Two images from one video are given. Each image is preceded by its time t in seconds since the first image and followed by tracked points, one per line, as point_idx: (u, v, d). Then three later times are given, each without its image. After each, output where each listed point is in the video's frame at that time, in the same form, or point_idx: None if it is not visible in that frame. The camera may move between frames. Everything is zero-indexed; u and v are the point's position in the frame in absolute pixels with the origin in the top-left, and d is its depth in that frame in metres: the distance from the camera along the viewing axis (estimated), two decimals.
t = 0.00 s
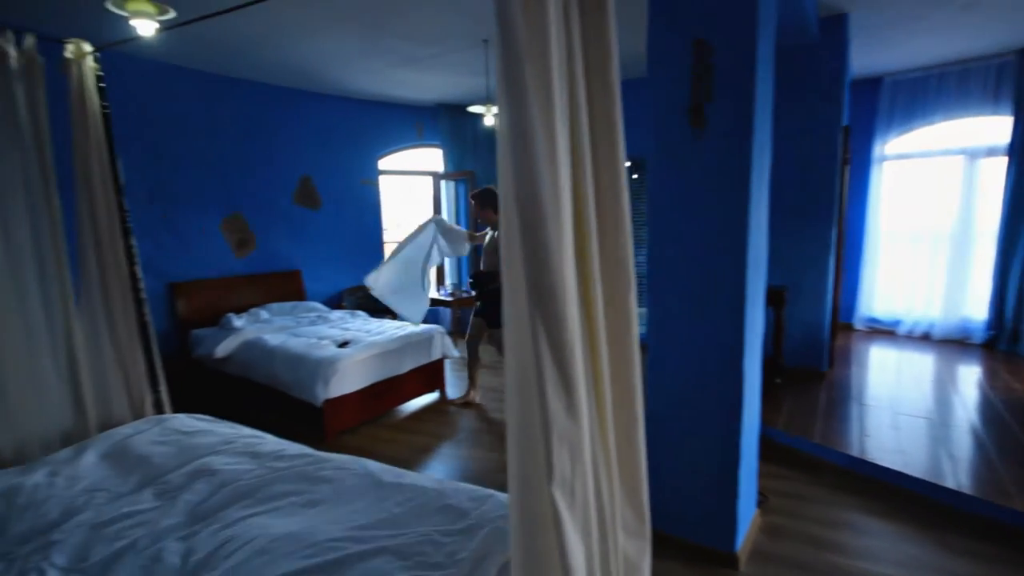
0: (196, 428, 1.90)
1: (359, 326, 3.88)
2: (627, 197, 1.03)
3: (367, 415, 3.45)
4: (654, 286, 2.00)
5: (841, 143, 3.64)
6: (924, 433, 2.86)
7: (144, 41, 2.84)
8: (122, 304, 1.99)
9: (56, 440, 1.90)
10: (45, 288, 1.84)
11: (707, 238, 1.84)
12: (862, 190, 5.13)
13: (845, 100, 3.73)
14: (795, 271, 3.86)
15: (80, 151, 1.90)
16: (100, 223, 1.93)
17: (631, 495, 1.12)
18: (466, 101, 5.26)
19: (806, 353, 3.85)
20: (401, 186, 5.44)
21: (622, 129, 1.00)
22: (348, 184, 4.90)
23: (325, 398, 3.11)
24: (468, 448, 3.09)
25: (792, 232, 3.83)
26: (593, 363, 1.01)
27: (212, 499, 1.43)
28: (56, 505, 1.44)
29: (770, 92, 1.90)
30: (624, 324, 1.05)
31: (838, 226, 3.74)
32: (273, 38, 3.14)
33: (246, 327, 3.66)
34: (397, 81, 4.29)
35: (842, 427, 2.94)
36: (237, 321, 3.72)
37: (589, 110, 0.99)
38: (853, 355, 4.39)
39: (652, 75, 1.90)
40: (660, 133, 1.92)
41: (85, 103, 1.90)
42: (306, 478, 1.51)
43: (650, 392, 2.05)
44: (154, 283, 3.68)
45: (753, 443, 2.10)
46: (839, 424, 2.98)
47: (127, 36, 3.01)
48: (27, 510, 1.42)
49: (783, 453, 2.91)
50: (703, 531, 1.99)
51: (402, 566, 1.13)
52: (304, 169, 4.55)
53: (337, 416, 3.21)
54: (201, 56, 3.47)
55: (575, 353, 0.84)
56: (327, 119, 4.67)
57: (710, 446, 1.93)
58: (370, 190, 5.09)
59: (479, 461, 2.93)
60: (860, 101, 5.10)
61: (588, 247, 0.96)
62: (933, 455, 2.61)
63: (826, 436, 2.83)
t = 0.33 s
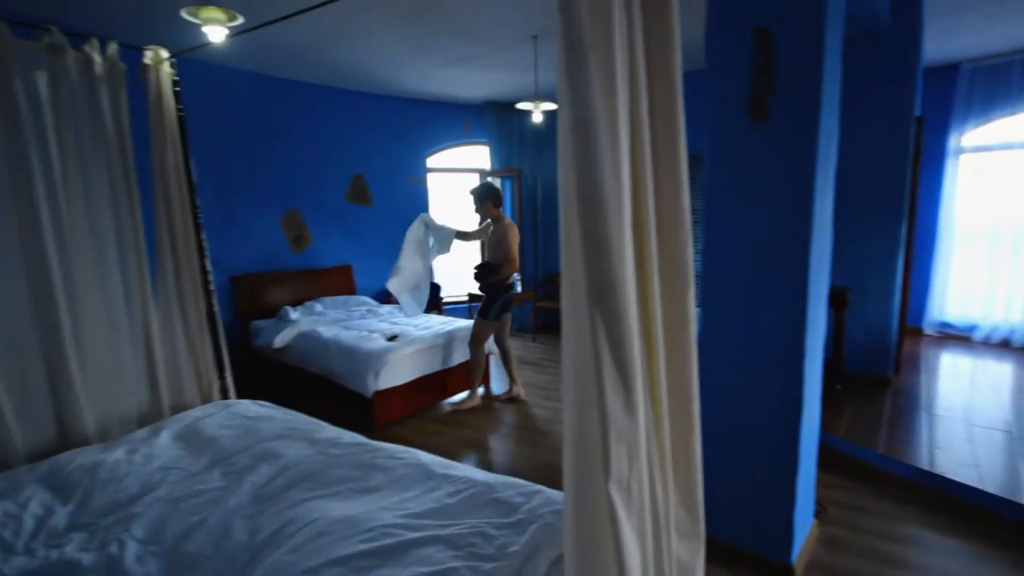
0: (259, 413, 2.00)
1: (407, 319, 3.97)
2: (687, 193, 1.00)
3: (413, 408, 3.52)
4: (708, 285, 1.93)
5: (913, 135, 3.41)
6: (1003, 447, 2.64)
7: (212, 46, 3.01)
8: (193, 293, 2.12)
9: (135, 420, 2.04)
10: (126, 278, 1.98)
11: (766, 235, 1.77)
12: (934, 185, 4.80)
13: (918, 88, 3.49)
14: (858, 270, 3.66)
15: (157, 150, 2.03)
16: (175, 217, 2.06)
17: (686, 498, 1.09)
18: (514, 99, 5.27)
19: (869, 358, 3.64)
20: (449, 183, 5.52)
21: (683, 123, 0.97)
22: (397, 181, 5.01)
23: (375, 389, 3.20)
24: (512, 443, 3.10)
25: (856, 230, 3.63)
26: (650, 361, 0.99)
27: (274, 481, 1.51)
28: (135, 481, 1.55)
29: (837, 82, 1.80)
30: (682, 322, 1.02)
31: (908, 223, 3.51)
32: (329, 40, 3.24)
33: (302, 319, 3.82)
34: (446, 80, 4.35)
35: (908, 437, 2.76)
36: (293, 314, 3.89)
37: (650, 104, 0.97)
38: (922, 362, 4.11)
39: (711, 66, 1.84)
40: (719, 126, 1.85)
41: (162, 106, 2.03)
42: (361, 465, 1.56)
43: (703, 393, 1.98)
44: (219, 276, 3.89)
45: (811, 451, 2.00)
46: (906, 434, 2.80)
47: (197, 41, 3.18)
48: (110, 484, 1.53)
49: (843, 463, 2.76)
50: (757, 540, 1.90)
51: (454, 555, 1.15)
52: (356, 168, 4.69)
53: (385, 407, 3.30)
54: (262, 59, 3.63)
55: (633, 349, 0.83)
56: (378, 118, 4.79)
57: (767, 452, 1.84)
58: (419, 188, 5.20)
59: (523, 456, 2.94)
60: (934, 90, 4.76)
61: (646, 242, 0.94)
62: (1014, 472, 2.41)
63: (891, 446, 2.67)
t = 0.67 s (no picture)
0: (308, 402, 2.07)
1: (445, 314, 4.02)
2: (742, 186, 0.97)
3: (452, 401, 3.57)
4: (756, 282, 1.88)
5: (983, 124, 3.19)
6: None
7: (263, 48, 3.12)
8: (247, 286, 2.22)
9: (194, 406, 2.15)
10: (188, 272, 2.10)
11: (820, 231, 1.70)
12: (1004, 176, 4.48)
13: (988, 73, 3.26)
14: (917, 267, 3.48)
15: (215, 150, 2.13)
16: (230, 214, 2.15)
17: (735, 498, 1.06)
18: (553, 93, 5.23)
19: (929, 361, 3.45)
20: (487, 179, 5.55)
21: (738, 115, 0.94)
22: (437, 178, 5.08)
23: (416, 381, 3.26)
24: (549, 438, 3.11)
25: (916, 225, 3.44)
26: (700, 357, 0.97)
27: (324, 467, 1.57)
28: (195, 463, 1.64)
29: (900, 69, 1.71)
30: (734, 317, 1.00)
31: (974, 218, 3.30)
32: (373, 39, 3.30)
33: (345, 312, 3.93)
34: (486, 76, 4.37)
35: (972, 445, 2.60)
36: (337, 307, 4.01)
37: (703, 96, 0.95)
38: (988, 366, 3.86)
39: (762, 56, 1.78)
40: (770, 118, 1.79)
41: (220, 107, 2.13)
42: (406, 455, 1.60)
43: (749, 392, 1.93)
44: (269, 270, 4.05)
45: (864, 455, 1.91)
46: (970, 442, 2.64)
47: (249, 45, 3.30)
48: (173, 465, 1.63)
49: (898, 470, 2.63)
50: (807, 546, 1.84)
51: (499, 546, 1.17)
52: (398, 165, 4.78)
53: (425, 400, 3.36)
54: (309, 60, 3.73)
55: (685, 345, 0.82)
56: (418, 115, 4.86)
57: (818, 454, 1.78)
58: (458, 184, 5.24)
59: (560, 452, 2.93)
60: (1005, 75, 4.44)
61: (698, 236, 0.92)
62: None
63: (952, 453, 2.52)
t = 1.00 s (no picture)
0: (346, 395, 2.13)
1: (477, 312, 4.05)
2: (790, 187, 0.95)
3: (484, 398, 3.59)
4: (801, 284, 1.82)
5: None
6: None
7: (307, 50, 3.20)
8: (290, 282, 2.29)
9: (239, 396, 2.24)
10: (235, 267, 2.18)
11: (869, 232, 1.64)
12: None
13: None
14: (971, 271, 3.31)
15: (262, 149, 2.21)
16: (276, 212, 2.23)
17: (778, 505, 1.04)
18: (587, 92, 5.20)
19: (983, 371, 3.28)
20: (520, 178, 5.56)
21: (787, 113, 0.92)
22: (471, 177, 5.12)
23: (448, 378, 3.30)
24: (580, 438, 3.10)
25: (970, 228, 3.28)
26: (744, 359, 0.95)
27: (363, 459, 1.60)
28: (242, 450, 1.71)
29: (960, 63, 1.63)
30: (782, 320, 0.97)
31: None
32: (411, 41, 3.36)
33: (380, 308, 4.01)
34: (521, 75, 4.37)
35: None
36: (372, 303, 4.09)
37: (752, 93, 0.93)
38: None
39: (811, 51, 1.72)
40: (818, 115, 1.73)
41: (267, 109, 2.20)
42: (441, 450, 1.62)
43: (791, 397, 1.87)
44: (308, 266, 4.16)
45: (913, 466, 1.83)
46: None
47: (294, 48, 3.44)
48: (221, 452, 1.70)
49: (947, 483, 2.51)
50: (851, 558, 1.77)
51: (535, 543, 1.17)
52: (433, 164, 4.84)
53: (457, 398, 3.39)
54: (349, 62, 3.81)
55: (730, 347, 0.81)
56: (453, 115, 4.91)
57: (864, 464, 1.72)
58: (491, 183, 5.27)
59: (591, 452, 2.92)
60: None
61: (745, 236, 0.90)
62: None
63: (1008, 468, 2.39)
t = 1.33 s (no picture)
0: (376, 393, 2.16)
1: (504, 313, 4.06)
2: (833, 188, 0.93)
3: (509, 399, 3.60)
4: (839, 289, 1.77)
5: None
6: None
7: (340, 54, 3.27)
8: (323, 281, 2.35)
9: (273, 392, 2.30)
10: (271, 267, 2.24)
11: (913, 236, 1.59)
12: None
13: None
14: (1020, 277, 3.16)
15: (298, 152, 2.27)
16: (311, 214, 2.29)
17: (815, 514, 1.01)
18: (616, 93, 5.17)
19: None
20: (547, 180, 5.56)
21: (831, 115, 0.91)
22: (499, 178, 5.14)
23: (475, 378, 3.32)
24: (606, 441, 3.07)
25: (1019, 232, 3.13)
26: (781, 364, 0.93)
27: (393, 457, 1.63)
28: (276, 445, 1.76)
29: (1013, 60, 1.56)
30: (821, 325, 0.95)
31: None
32: (442, 44, 3.39)
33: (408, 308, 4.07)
34: (550, 76, 4.37)
35: None
36: (400, 303, 4.15)
37: (794, 94, 0.91)
38: None
39: (852, 50, 1.67)
40: (859, 116, 1.68)
41: (304, 114, 2.26)
42: (470, 450, 1.64)
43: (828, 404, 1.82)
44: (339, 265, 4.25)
45: (957, 478, 1.76)
46: None
47: (330, 53, 3.59)
48: (256, 446, 1.75)
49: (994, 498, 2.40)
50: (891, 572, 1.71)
51: (565, 545, 1.17)
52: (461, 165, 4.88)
53: (484, 398, 3.42)
54: (381, 65, 3.87)
55: (769, 353, 0.80)
56: (481, 117, 4.94)
57: (905, 475, 1.66)
58: (519, 184, 5.28)
59: (618, 455, 2.90)
60: None
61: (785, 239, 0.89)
62: None
63: None
